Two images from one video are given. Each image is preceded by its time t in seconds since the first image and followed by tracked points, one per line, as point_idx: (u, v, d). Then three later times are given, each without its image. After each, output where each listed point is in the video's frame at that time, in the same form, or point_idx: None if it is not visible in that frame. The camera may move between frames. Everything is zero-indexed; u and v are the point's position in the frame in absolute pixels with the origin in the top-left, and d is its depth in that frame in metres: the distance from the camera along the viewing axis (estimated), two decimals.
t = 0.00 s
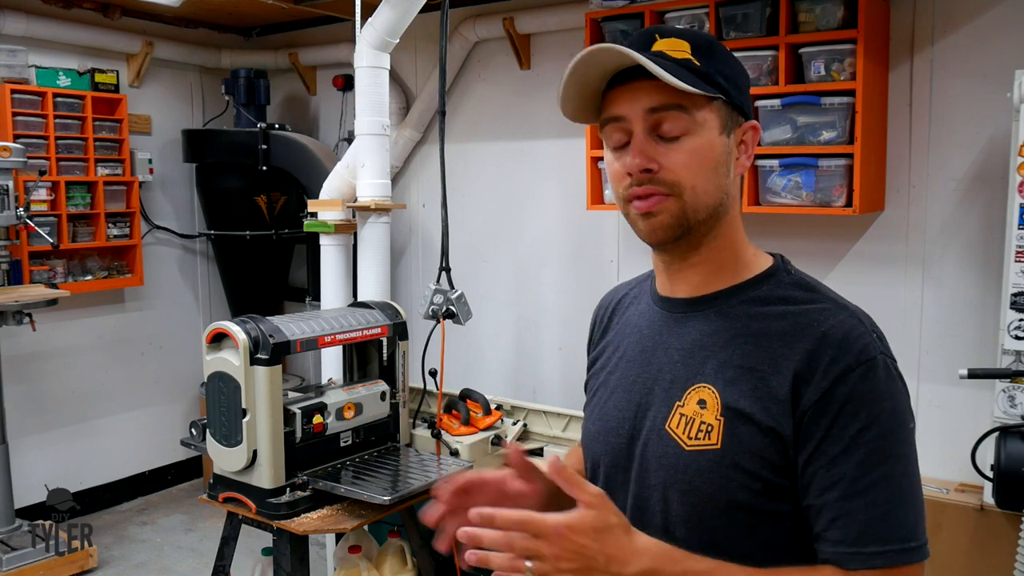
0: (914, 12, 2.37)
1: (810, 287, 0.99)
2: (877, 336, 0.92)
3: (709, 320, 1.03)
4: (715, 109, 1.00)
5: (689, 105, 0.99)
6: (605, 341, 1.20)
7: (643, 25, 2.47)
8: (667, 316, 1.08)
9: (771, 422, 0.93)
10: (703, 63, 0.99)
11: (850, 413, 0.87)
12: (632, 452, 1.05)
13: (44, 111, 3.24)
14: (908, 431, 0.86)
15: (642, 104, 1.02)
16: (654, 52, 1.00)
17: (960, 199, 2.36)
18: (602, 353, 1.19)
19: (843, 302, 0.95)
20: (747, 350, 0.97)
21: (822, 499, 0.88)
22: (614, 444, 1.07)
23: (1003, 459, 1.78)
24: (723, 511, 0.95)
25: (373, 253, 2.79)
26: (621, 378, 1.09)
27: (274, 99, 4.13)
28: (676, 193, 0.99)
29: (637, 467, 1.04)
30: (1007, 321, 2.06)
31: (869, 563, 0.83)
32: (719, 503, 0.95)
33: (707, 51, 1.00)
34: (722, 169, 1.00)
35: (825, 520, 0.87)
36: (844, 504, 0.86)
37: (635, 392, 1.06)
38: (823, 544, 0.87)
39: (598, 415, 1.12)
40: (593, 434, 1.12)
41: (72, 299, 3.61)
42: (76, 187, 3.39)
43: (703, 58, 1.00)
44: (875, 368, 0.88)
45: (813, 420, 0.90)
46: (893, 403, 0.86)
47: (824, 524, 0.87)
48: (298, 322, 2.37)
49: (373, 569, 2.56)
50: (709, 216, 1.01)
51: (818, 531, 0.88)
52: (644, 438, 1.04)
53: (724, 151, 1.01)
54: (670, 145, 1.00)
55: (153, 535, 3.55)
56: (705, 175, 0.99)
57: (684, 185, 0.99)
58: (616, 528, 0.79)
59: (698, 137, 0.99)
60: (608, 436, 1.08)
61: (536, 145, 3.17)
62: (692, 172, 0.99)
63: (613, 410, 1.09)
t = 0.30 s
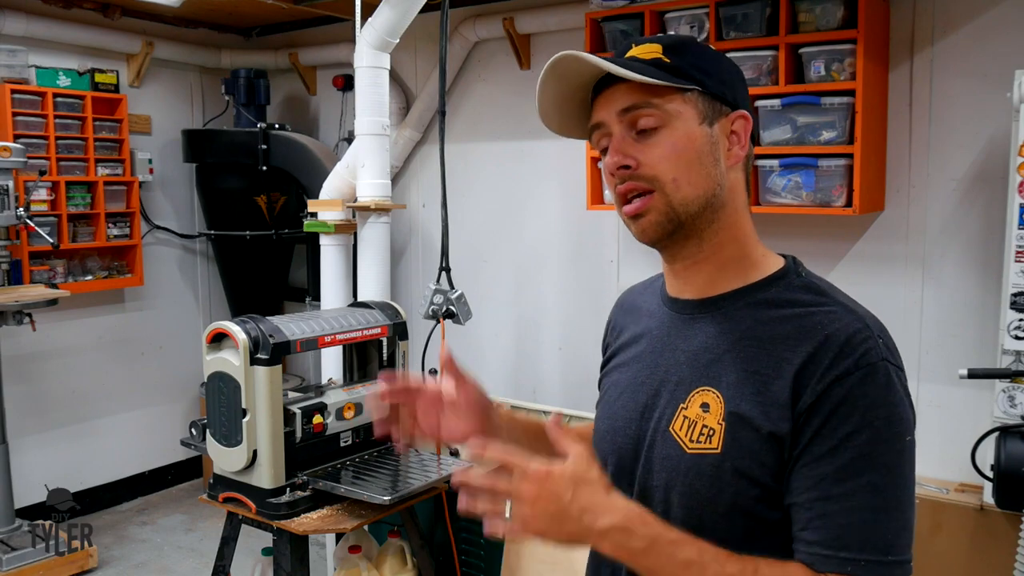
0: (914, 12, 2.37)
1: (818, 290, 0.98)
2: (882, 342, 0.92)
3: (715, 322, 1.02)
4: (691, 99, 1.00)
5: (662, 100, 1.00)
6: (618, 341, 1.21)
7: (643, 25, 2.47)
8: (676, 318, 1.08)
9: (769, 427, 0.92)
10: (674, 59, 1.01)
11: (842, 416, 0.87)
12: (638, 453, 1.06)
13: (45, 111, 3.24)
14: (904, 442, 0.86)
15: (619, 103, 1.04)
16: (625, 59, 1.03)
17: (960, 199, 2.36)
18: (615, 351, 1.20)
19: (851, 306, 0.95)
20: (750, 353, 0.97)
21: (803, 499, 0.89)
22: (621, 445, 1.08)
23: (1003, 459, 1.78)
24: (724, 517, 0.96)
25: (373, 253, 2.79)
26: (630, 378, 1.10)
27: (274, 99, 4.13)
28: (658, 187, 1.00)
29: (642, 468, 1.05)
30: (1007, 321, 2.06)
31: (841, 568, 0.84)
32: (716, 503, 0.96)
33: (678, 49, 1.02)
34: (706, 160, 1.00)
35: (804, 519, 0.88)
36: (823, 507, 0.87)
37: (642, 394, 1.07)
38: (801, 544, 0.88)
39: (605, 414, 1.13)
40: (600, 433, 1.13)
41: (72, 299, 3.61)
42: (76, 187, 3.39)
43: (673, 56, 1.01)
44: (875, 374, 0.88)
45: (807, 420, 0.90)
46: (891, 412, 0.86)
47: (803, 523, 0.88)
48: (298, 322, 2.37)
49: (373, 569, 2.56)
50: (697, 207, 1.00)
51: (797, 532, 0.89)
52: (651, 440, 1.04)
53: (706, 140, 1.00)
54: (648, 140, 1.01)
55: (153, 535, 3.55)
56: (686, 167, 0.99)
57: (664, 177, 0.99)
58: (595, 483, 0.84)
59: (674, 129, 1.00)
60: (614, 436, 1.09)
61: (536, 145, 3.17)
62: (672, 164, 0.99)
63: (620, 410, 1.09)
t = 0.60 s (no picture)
0: (914, 12, 2.38)
1: (803, 292, 0.98)
2: (863, 344, 0.91)
3: (700, 318, 1.03)
4: (710, 111, 1.00)
5: (682, 107, 1.00)
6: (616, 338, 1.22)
7: (643, 25, 2.47)
8: (665, 314, 1.09)
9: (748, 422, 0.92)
10: (697, 66, 1.00)
11: (822, 418, 0.87)
12: (624, 449, 1.06)
13: (44, 111, 3.24)
14: (885, 443, 0.86)
15: (636, 103, 1.03)
16: (648, 56, 1.01)
17: (959, 199, 2.36)
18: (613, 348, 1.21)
19: (831, 310, 0.94)
20: (731, 348, 0.97)
21: (786, 503, 0.89)
22: (611, 440, 1.08)
23: (1004, 459, 1.78)
24: (708, 509, 0.96)
25: (373, 253, 2.79)
26: (621, 374, 1.10)
27: (274, 99, 4.13)
28: (666, 195, 1.00)
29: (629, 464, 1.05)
30: (1007, 321, 2.06)
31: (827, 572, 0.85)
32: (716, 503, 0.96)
33: (701, 54, 1.00)
34: (715, 172, 1.00)
35: (788, 522, 0.88)
36: (807, 511, 0.86)
37: (630, 389, 1.07)
38: (787, 548, 0.88)
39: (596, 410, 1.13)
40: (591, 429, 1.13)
41: (72, 299, 3.60)
42: (75, 187, 3.39)
43: (696, 61, 1.00)
44: (853, 375, 0.87)
45: (786, 422, 0.90)
46: (871, 413, 0.86)
47: (787, 526, 0.88)
48: (298, 322, 2.37)
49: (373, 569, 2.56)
50: (701, 221, 1.01)
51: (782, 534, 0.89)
52: (637, 435, 1.04)
53: (718, 156, 1.00)
54: (663, 148, 1.00)
55: (153, 535, 3.55)
56: (696, 178, 0.99)
57: (675, 189, 0.99)
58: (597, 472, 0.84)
59: (691, 140, 0.99)
60: (604, 432, 1.10)
61: (537, 145, 3.17)
62: (684, 177, 0.99)
63: (610, 406, 1.10)
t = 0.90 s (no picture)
0: (914, 12, 2.38)
1: (790, 284, 0.98)
2: (855, 330, 0.91)
3: (689, 313, 1.03)
4: (727, 115, 1.02)
5: (704, 104, 1.00)
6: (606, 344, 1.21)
7: (643, 25, 2.47)
8: (652, 311, 1.09)
9: (744, 418, 0.92)
10: (722, 68, 1.00)
11: (837, 410, 0.86)
12: (620, 450, 1.05)
13: (44, 111, 3.24)
14: (899, 418, 0.86)
15: (658, 95, 1.03)
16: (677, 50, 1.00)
17: (960, 199, 2.36)
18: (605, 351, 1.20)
19: (819, 299, 0.95)
20: (723, 342, 0.97)
21: (827, 499, 0.87)
22: (604, 443, 1.07)
23: (1004, 459, 1.78)
24: (704, 504, 0.94)
25: (373, 253, 2.79)
26: (610, 376, 1.09)
27: (274, 99, 4.13)
28: (677, 186, 1.00)
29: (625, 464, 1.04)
30: (1007, 321, 2.06)
31: (885, 557, 0.83)
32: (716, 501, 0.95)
33: (725, 58, 1.01)
34: (725, 171, 1.01)
35: (833, 518, 0.87)
36: (850, 502, 0.85)
37: (621, 389, 1.06)
38: (838, 543, 0.86)
39: (589, 414, 1.12)
40: (586, 433, 1.12)
41: (72, 299, 3.60)
42: (75, 187, 3.39)
43: (723, 63, 1.01)
44: (855, 360, 0.87)
45: (803, 421, 0.88)
46: (881, 394, 0.86)
47: (833, 522, 0.87)
48: (297, 322, 2.38)
49: (373, 569, 2.56)
50: (706, 216, 1.02)
51: (830, 529, 0.88)
52: (628, 434, 1.03)
53: (729, 157, 1.02)
54: (681, 141, 1.00)
55: (153, 535, 3.55)
56: (708, 174, 1.00)
57: (688, 183, 1.00)
58: (631, 534, 0.95)
59: (708, 139, 1.00)
60: (598, 434, 1.08)
61: (537, 145, 3.17)
62: (698, 172, 1.00)
63: (601, 408, 1.09)
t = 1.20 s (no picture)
0: (914, 12, 2.38)
1: (807, 289, 1.00)
2: (876, 335, 0.94)
3: (705, 318, 1.02)
4: (729, 111, 1.02)
5: (709, 104, 1.01)
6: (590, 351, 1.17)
7: (643, 25, 2.47)
8: (659, 316, 1.07)
9: (780, 425, 0.92)
10: (722, 65, 1.00)
11: (865, 413, 0.87)
12: (633, 457, 1.03)
13: (44, 111, 3.24)
14: (917, 421, 0.89)
15: (661, 97, 1.02)
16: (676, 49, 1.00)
17: (960, 199, 2.36)
18: (589, 354, 1.17)
19: (839, 303, 0.96)
20: (749, 349, 0.96)
21: (847, 498, 0.88)
22: (612, 450, 1.05)
23: (1004, 459, 1.78)
24: (733, 509, 0.94)
25: (373, 253, 2.79)
26: (613, 384, 1.07)
27: (274, 99, 4.14)
28: (691, 189, 0.99)
29: (638, 471, 1.02)
30: (1007, 321, 2.06)
31: (902, 554, 0.85)
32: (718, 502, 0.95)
33: (723, 55, 1.01)
34: (732, 170, 1.02)
35: (851, 517, 0.88)
36: (870, 502, 0.86)
37: (629, 397, 1.04)
38: (852, 541, 0.88)
39: (590, 422, 1.09)
40: (588, 442, 1.09)
41: (72, 299, 3.60)
42: (75, 187, 3.39)
43: (721, 61, 1.01)
44: (883, 365, 0.89)
45: (834, 425, 0.89)
46: (903, 398, 0.88)
47: (851, 521, 0.88)
48: (297, 322, 2.38)
49: (373, 569, 2.56)
50: (717, 216, 1.02)
51: (845, 528, 0.89)
52: (644, 441, 1.02)
53: (734, 154, 1.02)
54: (689, 142, 1.00)
55: (153, 535, 3.55)
56: (719, 174, 1.00)
57: (701, 183, 0.99)
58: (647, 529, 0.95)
59: (715, 137, 1.01)
60: (606, 443, 1.06)
61: (537, 145, 3.17)
62: (710, 172, 1.00)
63: (607, 416, 1.06)
